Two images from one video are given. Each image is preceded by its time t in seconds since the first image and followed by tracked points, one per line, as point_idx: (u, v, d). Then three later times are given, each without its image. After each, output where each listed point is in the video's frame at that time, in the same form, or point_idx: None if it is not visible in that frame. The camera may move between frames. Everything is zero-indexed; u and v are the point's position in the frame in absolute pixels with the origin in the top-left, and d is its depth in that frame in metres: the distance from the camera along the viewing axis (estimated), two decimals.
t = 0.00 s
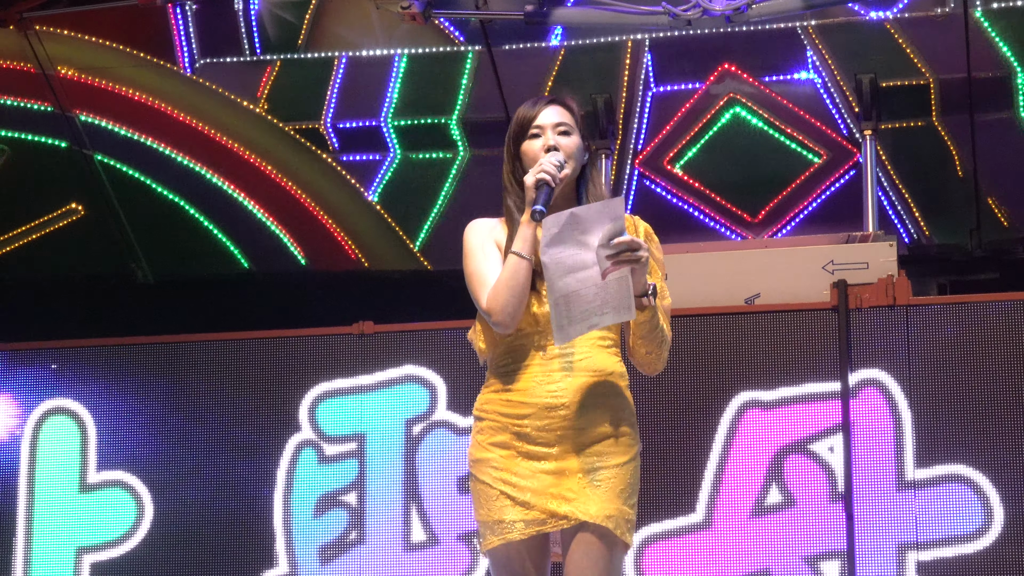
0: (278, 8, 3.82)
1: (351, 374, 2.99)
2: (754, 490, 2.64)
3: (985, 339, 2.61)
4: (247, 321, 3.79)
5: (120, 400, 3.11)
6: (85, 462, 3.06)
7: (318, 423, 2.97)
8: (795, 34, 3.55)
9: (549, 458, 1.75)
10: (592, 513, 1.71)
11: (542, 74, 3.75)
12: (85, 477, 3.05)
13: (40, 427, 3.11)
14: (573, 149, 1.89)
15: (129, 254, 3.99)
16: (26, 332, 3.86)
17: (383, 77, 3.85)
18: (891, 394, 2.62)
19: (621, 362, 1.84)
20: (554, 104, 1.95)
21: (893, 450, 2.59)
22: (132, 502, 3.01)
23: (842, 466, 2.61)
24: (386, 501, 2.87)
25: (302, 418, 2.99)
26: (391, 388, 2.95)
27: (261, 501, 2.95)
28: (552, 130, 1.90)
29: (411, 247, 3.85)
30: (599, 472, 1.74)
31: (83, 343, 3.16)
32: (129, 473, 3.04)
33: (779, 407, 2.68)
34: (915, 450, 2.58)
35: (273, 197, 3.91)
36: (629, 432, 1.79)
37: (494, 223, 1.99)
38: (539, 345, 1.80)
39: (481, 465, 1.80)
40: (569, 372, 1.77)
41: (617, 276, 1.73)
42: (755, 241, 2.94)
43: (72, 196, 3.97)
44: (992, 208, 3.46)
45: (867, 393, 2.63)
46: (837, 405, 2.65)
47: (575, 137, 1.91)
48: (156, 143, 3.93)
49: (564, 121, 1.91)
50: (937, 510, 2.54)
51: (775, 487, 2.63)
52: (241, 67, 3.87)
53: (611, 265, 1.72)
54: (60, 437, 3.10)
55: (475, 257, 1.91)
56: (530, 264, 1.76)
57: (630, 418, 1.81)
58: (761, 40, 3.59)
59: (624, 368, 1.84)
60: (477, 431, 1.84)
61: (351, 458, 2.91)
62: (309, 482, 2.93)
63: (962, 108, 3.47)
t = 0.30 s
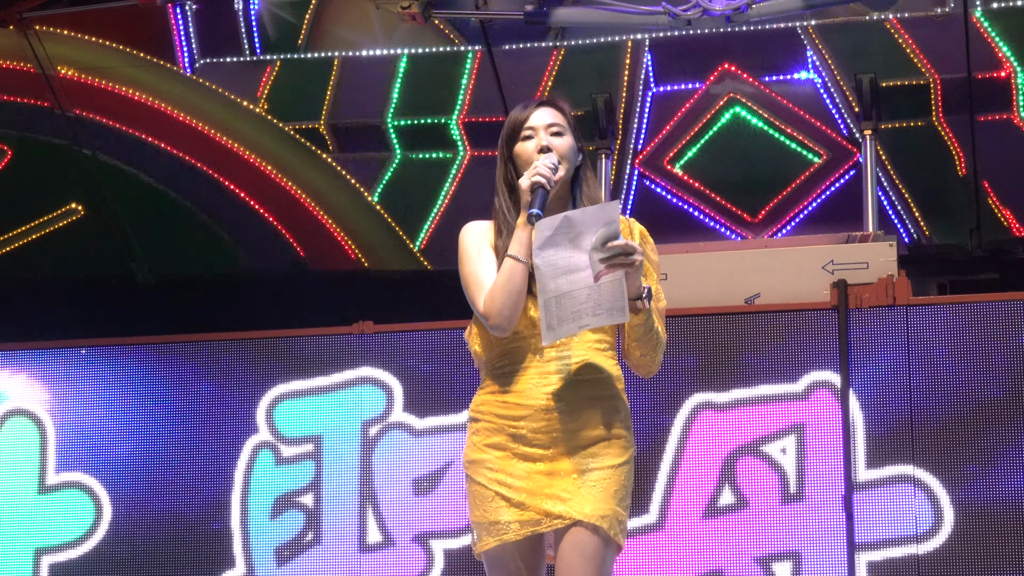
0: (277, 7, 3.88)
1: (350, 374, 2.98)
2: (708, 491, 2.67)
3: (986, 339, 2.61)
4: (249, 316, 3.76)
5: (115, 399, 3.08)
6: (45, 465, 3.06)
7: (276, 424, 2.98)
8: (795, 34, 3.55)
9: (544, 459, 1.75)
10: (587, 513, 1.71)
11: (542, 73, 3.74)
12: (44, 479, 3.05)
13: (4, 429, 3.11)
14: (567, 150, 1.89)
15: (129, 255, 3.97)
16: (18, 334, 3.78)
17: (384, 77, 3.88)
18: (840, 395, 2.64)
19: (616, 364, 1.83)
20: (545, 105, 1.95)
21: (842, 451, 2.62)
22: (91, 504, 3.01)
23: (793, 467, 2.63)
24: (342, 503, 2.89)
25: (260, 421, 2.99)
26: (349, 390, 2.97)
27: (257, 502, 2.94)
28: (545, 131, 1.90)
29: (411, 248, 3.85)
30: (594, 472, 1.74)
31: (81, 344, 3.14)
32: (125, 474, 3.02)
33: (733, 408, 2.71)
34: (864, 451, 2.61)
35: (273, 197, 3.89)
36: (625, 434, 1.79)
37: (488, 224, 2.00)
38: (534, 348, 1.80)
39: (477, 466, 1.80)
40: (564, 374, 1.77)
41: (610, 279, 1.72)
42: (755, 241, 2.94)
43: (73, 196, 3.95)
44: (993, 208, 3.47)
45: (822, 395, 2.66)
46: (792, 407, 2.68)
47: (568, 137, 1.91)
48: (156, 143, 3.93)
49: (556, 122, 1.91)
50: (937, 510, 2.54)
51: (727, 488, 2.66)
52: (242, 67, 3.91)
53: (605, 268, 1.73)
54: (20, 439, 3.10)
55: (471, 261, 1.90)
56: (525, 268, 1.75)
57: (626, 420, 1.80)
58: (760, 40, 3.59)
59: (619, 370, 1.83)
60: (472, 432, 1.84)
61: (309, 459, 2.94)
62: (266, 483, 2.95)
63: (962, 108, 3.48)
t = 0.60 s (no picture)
0: (277, 8, 3.95)
1: (352, 373, 2.96)
2: (667, 493, 2.68)
3: (984, 340, 2.61)
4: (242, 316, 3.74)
5: (116, 399, 3.07)
6: (8, 467, 3.07)
7: (238, 425, 2.98)
8: (795, 34, 3.58)
9: (543, 457, 1.74)
10: (588, 510, 1.70)
11: (542, 73, 3.75)
12: (8, 480, 3.06)
13: None
14: (561, 149, 1.89)
15: (129, 255, 3.95)
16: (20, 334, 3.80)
17: (383, 77, 3.87)
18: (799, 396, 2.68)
19: (614, 362, 1.82)
20: (539, 105, 1.95)
21: (799, 452, 2.64)
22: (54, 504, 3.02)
23: (751, 468, 2.65)
24: (303, 504, 2.88)
25: (223, 422, 2.99)
26: (309, 391, 2.97)
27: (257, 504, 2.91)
28: (538, 131, 1.91)
29: (411, 248, 3.84)
30: (594, 469, 1.72)
31: (81, 343, 3.14)
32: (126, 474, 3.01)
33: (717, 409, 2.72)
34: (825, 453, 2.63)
35: (272, 197, 3.89)
36: (624, 430, 1.77)
37: (485, 225, 1.99)
38: (529, 347, 1.79)
39: (476, 467, 1.80)
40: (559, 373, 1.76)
41: (606, 273, 1.72)
42: (756, 241, 2.94)
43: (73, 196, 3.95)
44: (993, 208, 3.46)
45: (780, 396, 2.68)
46: (750, 408, 2.70)
47: (562, 136, 1.91)
48: (156, 143, 3.93)
49: (550, 122, 1.91)
50: (938, 510, 2.53)
51: (686, 490, 2.68)
52: (242, 67, 3.94)
53: (600, 262, 1.72)
54: None
55: (467, 261, 1.90)
56: (519, 267, 1.75)
57: (625, 417, 1.79)
58: (761, 40, 3.61)
59: (616, 367, 1.82)
60: (470, 433, 1.84)
61: (269, 461, 2.93)
62: (228, 485, 2.94)
63: (963, 108, 3.47)
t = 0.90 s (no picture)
0: (278, 8, 3.95)
1: (352, 373, 2.96)
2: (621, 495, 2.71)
3: (984, 340, 2.61)
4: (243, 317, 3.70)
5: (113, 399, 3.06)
6: None
7: (195, 427, 2.99)
8: (795, 34, 3.57)
9: (547, 456, 1.73)
10: (593, 508, 1.69)
11: (543, 73, 3.75)
12: None
13: None
14: (562, 148, 1.88)
15: (129, 255, 3.96)
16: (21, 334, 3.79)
17: (383, 77, 3.88)
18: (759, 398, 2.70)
19: (616, 361, 1.81)
20: (540, 104, 1.94)
21: (752, 454, 2.67)
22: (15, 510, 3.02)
23: (705, 470, 2.68)
24: (260, 505, 2.89)
25: (181, 424, 3.00)
26: (267, 393, 2.98)
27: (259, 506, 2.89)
28: (539, 130, 1.90)
29: (411, 248, 3.84)
30: (598, 467, 1.72)
31: (83, 343, 3.14)
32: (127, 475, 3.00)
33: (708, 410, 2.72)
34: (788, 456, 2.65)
35: (272, 197, 3.89)
36: (626, 430, 1.77)
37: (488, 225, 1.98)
38: (532, 347, 1.78)
39: (479, 467, 1.78)
40: (561, 373, 1.75)
41: (606, 266, 1.70)
42: (756, 241, 2.94)
43: (72, 196, 3.96)
44: (992, 208, 3.47)
45: (732, 398, 2.72)
46: (705, 410, 2.73)
47: (563, 136, 1.90)
48: (156, 143, 3.93)
49: (551, 121, 1.91)
50: (937, 509, 2.54)
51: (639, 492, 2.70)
52: (242, 66, 3.94)
53: (598, 255, 1.70)
54: None
55: (467, 261, 1.90)
56: (518, 270, 1.74)
57: (627, 415, 1.78)
58: (761, 40, 3.61)
59: (619, 368, 1.81)
60: (473, 433, 1.83)
61: (227, 462, 2.94)
62: (185, 487, 2.95)
63: (963, 109, 3.47)
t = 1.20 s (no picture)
0: (277, 8, 3.95)
1: (352, 373, 2.95)
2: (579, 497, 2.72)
3: (984, 339, 2.61)
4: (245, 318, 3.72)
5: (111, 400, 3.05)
6: None
7: (158, 428, 3.00)
8: (795, 34, 3.57)
9: (556, 456, 1.69)
10: (601, 510, 1.64)
11: (542, 73, 3.74)
12: None
13: None
14: (572, 149, 1.86)
15: (129, 255, 3.96)
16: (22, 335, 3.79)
17: (383, 77, 3.87)
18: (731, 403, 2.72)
19: (628, 360, 1.77)
20: (551, 100, 1.91)
21: (710, 455, 2.69)
22: None
23: (664, 471, 2.69)
24: (223, 506, 2.90)
25: (143, 425, 3.01)
26: (228, 396, 2.99)
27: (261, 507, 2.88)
28: (550, 129, 1.87)
29: (411, 248, 3.84)
30: (607, 469, 1.67)
31: (83, 343, 3.13)
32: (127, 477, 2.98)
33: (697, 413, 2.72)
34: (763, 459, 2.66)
35: (272, 197, 3.88)
36: (638, 431, 1.71)
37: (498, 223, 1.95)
38: (542, 345, 1.74)
39: (488, 466, 1.74)
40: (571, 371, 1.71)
41: (610, 254, 1.65)
42: (756, 241, 2.94)
43: (72, 196, 3.95)
44: (993, 208, 3.47)
45: (691, 399, 2.73)
46: (665, 412, 2.74)
47: (573, 135, 1.88)
48: (156, 143, 3.93)
49: (561, 120, 1.88)
50: (938, 508, 2.53)
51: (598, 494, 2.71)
52: (242, 66, 3.94)
53: (603, 244, 1.63)
54: None
55: (476, 261, 1.87)
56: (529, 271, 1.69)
57: (639, 416, 1.73)
58: (761, 40, 3.60)
59: (630, 366, 1.76)
60: (482, 432, 1.79)
61: (191, 463, 2.95)
62: (148, 488, 2.96)
63: (963, 108, 3.47)
